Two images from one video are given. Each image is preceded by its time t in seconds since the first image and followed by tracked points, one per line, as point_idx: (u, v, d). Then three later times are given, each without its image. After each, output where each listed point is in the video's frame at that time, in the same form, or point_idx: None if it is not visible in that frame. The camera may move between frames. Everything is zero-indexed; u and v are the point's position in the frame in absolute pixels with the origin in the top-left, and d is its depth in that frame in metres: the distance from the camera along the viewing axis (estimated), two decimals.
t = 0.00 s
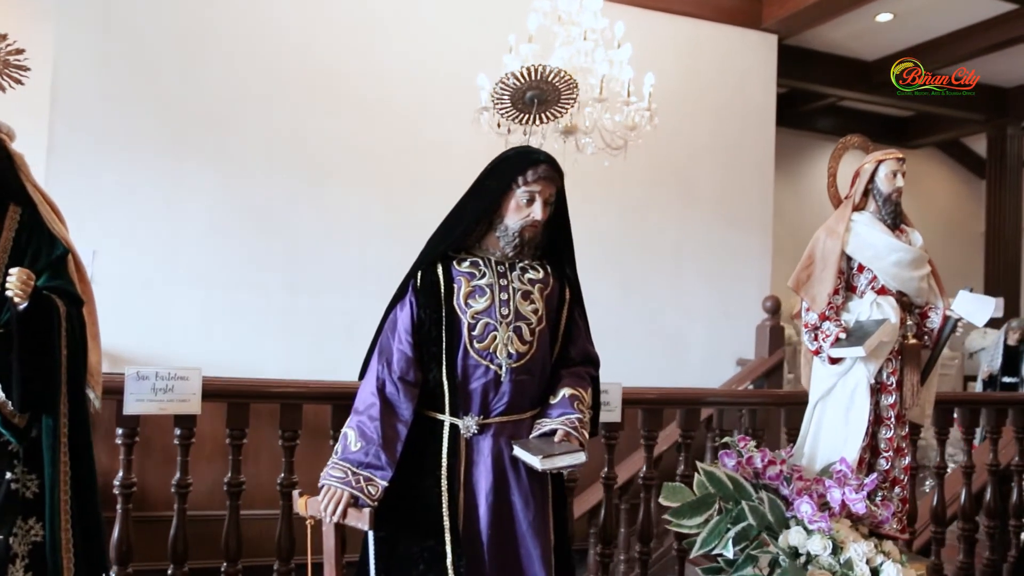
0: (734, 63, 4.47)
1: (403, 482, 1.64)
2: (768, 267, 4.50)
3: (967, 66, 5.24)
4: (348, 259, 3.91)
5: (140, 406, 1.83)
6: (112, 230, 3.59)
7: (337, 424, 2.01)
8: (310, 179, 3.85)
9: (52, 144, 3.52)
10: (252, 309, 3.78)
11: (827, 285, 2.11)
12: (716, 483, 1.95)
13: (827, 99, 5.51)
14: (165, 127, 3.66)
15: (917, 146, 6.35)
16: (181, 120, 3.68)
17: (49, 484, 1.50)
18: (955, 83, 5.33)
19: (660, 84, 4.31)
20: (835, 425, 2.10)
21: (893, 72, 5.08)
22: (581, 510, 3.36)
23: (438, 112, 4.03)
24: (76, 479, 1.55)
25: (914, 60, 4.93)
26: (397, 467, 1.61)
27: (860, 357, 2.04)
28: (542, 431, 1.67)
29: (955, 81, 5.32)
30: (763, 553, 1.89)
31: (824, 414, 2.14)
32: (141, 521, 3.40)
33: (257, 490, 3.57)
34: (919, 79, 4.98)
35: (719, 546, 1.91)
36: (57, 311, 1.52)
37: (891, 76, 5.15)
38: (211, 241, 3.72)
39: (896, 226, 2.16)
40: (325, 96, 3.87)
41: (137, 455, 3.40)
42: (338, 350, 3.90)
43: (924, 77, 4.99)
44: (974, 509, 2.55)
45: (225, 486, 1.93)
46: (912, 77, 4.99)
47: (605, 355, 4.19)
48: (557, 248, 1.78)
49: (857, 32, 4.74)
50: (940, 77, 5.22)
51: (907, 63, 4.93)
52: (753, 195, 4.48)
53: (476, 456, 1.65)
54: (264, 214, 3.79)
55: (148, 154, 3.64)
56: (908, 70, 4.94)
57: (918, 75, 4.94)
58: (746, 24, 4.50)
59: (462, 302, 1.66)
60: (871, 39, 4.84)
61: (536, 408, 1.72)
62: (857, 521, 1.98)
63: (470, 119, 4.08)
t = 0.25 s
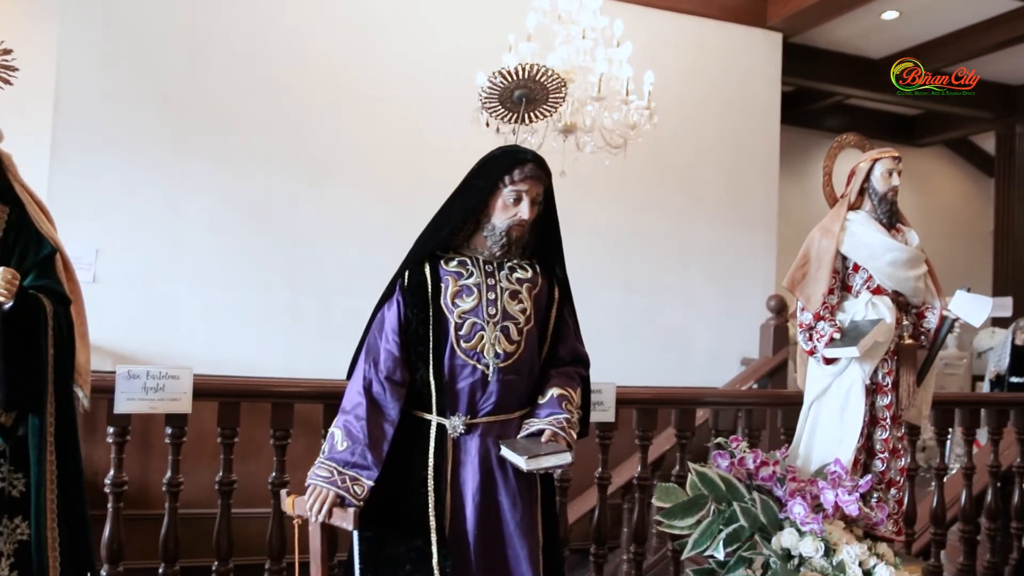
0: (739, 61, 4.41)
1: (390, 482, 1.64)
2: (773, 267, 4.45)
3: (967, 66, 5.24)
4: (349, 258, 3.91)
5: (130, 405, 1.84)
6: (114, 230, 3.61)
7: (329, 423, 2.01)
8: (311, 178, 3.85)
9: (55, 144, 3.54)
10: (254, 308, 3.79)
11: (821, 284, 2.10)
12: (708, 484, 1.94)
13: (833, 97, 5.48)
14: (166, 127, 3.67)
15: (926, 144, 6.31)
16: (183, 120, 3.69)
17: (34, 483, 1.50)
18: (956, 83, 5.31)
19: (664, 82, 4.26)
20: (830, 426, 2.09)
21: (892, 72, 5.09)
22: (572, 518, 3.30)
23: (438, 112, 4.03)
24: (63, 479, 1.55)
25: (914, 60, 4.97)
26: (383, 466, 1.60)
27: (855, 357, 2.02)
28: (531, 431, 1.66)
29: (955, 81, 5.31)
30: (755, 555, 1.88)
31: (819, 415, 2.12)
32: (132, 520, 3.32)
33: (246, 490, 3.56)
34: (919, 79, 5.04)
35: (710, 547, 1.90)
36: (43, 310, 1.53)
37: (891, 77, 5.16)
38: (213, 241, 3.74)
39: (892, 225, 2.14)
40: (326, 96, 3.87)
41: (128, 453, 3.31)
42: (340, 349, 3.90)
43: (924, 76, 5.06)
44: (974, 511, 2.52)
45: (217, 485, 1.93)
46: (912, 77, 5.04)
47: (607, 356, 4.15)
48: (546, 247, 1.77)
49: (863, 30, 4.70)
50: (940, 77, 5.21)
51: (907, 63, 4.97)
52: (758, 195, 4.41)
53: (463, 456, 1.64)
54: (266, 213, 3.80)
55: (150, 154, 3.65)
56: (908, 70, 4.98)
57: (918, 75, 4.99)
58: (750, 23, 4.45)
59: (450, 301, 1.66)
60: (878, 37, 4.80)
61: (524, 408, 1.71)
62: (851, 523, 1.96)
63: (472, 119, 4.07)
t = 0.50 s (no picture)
0: (743, 59, 4.37)
1: (377, 482, 1.64)
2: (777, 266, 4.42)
3: (966, 66, 5.23)
4: (351, 258, 3.91)
5: (122, 404, 1.85)
6: (117, 230, 3.62)
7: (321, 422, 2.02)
8: (312, 178, 3.86)
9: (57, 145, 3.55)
10: (256, 307, 3.80)
11: (816, 283, 2.08)
12: (701, 484, 1.92)
13: (840, 96, 5.44)
14: (168, 127, 3.69)
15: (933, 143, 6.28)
16: (185, 120, 3.70)
17: (22, 482, 1.51)
18: (956, 83, 5.27)
19: (667, 81, 4.22)
20: (825, 426, 2.07)
21: (893, 72, 5.09)
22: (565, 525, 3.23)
23: (439, 111, 4.03)
24: (51, 477, 1.56)
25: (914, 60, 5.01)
26: (370, 466, 1.60)
27: (850, 356, 2.00)
28: (519, 431, 1.66)
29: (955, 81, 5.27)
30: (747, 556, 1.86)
31: (814, 415, 2.10)
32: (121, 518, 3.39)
33: (239, 489, 3.59)
34: (919, 79, 5.07)
35: (703, 548, 1.88)
36: (31, 310, 1.53)
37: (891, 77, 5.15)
38: (215, 241, 3.75)
39: (889, 224, 2.12)
40: (328, 96, 3.88)
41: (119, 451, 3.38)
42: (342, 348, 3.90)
43: (925, 76, 5.11)
44: (974, 513, 2.49)
45: (209, 484, 1.93)
46: (912, 77, 5.07)
47: (610, 356, 4.12)
48: (536, 247, 1.76)
49: (869, 28, 4.66)
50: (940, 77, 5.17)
51: (907, 63, 4.99)
52: (763, 194, 4.37)
53: (451, 456, 1.64)
54: (268, 213, 3.81)
55: (152, 154, 3.67)
56: (908, 70, 5.01)
57: (918, 75, 5.03)
58: (754, 21, 4.40)
59: (437, 300, 1.65)
60: (884, 35, 4.75)
61: (513, 407, 1.70)
62: (846, 524, 1.94)
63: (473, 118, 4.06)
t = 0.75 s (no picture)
0: (746, 58, 4.34)
1: (365, 480, 1.64)
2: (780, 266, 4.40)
3: (966, 66, 5.16)
4: (351, 258, 3.92)
5: (113, 402, 1.85)
6: (118, 229, 3.64)
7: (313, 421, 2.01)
8: (313, 179, 3.86)
9: (59, 145, 3.57)
10: (257, 307, 3.81)
11: (811, 282, 2.06)
12: (694, 484, 1.90)
13: (844, 95, 5.41)
14: (170, 127, 3.71)
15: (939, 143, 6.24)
16: (186, 121, 3.72)
17: (10, 479, 1.51)
18: (956, 83, 5.18)
19: (669, 80, 4.20)
20: (820, 426, 2.05)
21: (892, 72, 5.04)
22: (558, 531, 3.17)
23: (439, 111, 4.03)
24: (39, 475, 1.56)
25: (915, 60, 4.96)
26: (358, 464, 1.60)
27: (845, 355, 1.99)
28: (507, 429, 1.65)
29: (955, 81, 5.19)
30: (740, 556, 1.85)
31: (809, 415, 2.09)
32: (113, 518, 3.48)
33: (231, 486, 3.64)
34: (919, 79, 5.01)
35: (695, 548, 1.87)
36: (20, 309, 1.54)
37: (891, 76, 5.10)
38: (215, 241, 3.76)
39: (885, 222, 2.11)
40: (328, 96, 3.89)
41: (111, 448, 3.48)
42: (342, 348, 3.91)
43: (925, 76, 5.04)
44: (973, 514, 2.46)
45: (200, 483, 1.93)
46: (912, 77, 5.01)
47: (612, 356, 4.11)
48: (526, 245, 1.75)
49: (874, 26, 4.62)
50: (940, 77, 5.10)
51: (908, 63, 4.95)
52: (765, 194, 4.34)
53: (439, 454, 1.63)
54: (269, 213, 3.82)
55: (153, 154, 3.68)
56: (909, 70, 4.95)
57: (918, 74, 4.97)
58: (757, 19, 4.37)
59: (425, 299, 1.65)
60: (889, 33, 4.72)
61: (502, 406, 1.69)
62: (840, 524, 1.93)
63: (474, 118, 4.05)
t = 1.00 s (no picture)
0: (748, 57, 4.31)
1: (352, 479, 1.63)
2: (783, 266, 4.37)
3: (966, 66, 5.14)
4: (351, 258, 3.91)
5: (102, 401, 1.85)
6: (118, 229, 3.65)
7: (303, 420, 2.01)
8: (313, 179, 3.86)
9: (60, 145, 3.59)
10: (256, 307, 3.81)
11: (806, 281, 2.04)
12: (685, 484, 1.90)
13: (849, 94, 5.38)
14: (170, 127, 3.71)
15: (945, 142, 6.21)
16: (186, 121, 3.72)
17: None
18: (956, 83, 5.16)
19: (671, 79, 4.18)
20: (815, 426, 2.03)
21: (892, 73, 5.02)
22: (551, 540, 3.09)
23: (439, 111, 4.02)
24: (25, 474, 1.55)
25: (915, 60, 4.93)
26: (344, 463, 1.59)
27: (839, 355, 1.97)
28: (495, 429, 1.64)
29: (956, 81, 5.17)
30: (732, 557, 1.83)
31: (804, 415, 2.07)
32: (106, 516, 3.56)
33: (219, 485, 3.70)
34: (919, 79, 4.98)
35: (687, 549, 1.85)
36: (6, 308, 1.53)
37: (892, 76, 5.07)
38: (215, 241, 3.76)
39: (881, 220, 2.08)
40: (328, 96, 3.88)
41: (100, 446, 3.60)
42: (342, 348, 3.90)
43: (925, 76, 5.01)
44: (973, 516, 2.44)
45: (190, 482, 1.93)
46: (912, 77, 4.98)
47: (612, 356, 4.09)
48: (515, 243, 1.74)
49: (878, 24, 4.59)
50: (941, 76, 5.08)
51: (908, 63, 4.92)
52: (768, 194, 4.32)
53: (425, 454, 1.62)
54: (269, 213, 3.82)
55: (153, 154, 3.69)
56: (909, 70, 4.93)
57: (918, 74, 4.95)
58: (760, 18, 4.35)
59: (412, 297, 1.64)
60: (894, 31, 4.68)
61: (490, 406, 1.68)
62: (834, 525, 1.91)
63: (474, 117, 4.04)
